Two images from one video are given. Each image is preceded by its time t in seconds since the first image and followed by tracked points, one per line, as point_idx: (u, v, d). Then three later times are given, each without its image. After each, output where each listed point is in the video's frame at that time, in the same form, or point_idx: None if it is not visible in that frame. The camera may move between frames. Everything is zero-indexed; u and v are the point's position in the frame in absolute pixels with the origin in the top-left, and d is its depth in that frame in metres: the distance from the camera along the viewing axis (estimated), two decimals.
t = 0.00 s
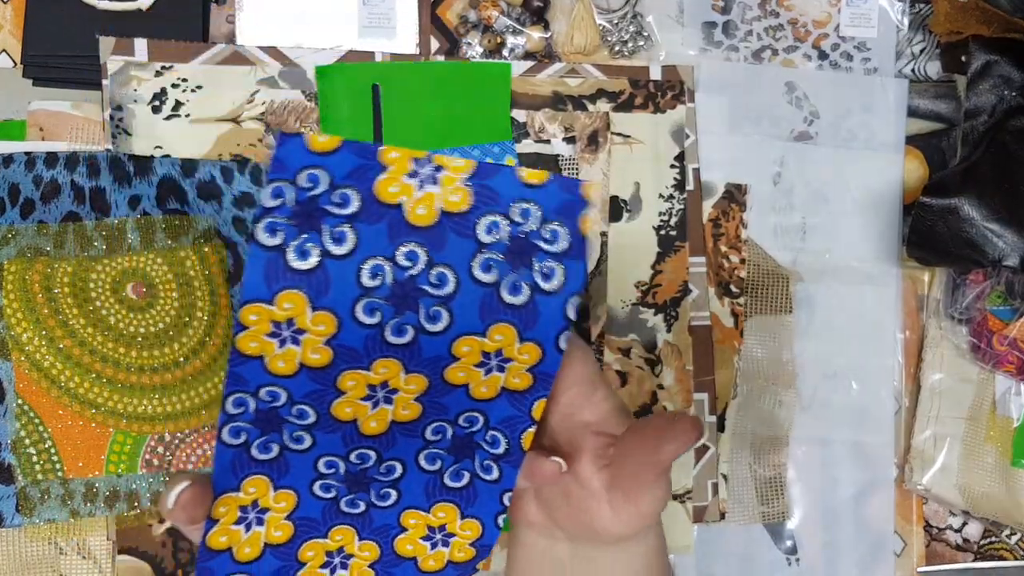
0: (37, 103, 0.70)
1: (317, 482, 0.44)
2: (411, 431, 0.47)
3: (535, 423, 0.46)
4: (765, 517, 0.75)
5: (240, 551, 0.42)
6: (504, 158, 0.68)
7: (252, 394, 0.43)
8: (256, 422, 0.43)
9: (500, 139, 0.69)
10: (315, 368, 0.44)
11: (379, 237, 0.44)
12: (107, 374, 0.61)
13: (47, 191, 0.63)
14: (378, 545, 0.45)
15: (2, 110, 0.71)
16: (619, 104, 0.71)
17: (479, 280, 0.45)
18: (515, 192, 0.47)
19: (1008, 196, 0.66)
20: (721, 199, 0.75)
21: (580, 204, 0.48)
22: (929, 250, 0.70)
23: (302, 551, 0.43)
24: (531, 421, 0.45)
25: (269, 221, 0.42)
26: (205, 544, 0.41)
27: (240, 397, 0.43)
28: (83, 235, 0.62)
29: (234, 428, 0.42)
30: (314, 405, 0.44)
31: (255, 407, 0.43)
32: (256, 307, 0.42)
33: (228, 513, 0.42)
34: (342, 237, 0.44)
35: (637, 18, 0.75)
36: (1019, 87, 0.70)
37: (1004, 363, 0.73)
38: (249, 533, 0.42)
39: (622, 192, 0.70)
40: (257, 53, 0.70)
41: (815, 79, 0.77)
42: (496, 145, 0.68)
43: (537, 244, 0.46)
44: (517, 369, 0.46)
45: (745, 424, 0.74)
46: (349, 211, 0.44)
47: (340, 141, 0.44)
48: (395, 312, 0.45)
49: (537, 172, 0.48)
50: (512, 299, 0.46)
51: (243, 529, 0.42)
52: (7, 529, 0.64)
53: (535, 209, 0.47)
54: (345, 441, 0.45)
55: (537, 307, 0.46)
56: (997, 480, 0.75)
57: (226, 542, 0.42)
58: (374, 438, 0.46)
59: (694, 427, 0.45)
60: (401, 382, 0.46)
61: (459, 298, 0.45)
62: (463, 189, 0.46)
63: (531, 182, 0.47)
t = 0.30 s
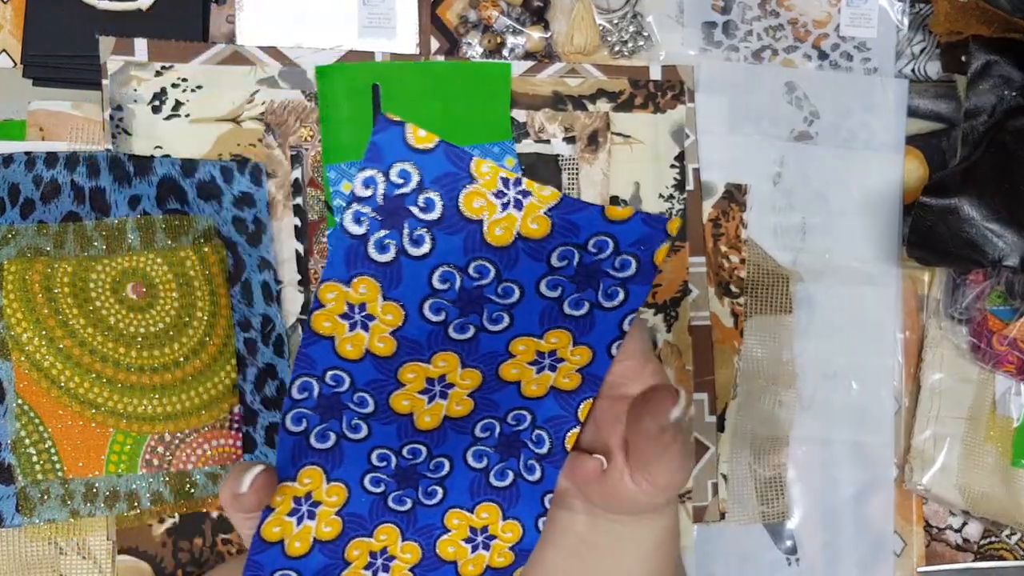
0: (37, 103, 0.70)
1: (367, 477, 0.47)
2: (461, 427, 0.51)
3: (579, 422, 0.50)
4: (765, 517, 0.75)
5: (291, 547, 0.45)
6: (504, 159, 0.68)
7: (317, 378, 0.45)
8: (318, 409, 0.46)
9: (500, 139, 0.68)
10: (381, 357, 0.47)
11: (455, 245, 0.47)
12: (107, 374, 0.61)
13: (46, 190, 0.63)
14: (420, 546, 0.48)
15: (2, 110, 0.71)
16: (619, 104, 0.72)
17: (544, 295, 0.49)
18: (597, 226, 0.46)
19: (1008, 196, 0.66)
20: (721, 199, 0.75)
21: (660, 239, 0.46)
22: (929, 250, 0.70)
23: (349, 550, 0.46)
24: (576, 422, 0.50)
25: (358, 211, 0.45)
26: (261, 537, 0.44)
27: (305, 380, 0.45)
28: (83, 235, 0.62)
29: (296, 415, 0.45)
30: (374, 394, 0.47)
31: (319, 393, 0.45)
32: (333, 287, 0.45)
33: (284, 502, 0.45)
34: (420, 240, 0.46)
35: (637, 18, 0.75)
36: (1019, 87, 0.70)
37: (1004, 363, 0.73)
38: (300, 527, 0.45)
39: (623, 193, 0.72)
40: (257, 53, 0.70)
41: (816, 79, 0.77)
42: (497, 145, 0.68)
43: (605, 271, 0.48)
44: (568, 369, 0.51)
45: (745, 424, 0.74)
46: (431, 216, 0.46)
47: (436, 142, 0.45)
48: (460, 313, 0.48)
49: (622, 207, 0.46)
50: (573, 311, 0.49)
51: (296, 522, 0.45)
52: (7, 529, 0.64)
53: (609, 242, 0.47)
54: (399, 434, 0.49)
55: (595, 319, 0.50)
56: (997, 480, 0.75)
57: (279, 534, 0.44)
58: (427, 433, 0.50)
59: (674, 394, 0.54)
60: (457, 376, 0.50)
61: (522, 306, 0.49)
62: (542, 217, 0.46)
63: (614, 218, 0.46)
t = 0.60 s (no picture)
0: (38, 103, 0.70)
1: (384, 475, 0.44)
2: (483, 426, 0.48)
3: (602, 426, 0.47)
4: (765, 517, 0.75)
5: (302, 536, 0.40)
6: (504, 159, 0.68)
7: (339, 385, 0.42)
8: (338, 415, 0.43)
9: (500, 140, 0.69)
10: (409, 358, 0.44)
11: (494, 253, 0.42)
12: (107, 374, 0.61)
13: (46, 190, 0.63)
14: (431, 540, 0.45)
15: (2, 110, 0.71)
16: (619, 104, 0.72)
17: (577, 303, 0.44)
18: (637, 240, 0.40)
19: (1008, 196, 0.66)
20: (721, 199, 0.75)
21: (699, 262, 0.41)
22: (929, 250, 0.70)
23: (359, 543, 0.42)
24: (595, 425, 0.47)
25: (397, 215, 0.40)
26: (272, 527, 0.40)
27: (328, 388, 0.42)
28: (83, 235, 0.62)
29: (317, 420, 0.42)
30: (398, 396, 0.45)
31: (341, 399, 0.43)
32: (366, 292, 0.41)
33: (296, 497, 0.41)
34: (459, 245, 0.42)
35: (637, 18, 0.75)
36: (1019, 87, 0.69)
37: (1003, 363, 0.73)
38: (312, 519, 0.41)
39: (623, 192, 0.72)
40: (257, 53, 0.70)
41: (816, 79, 0.77)
42: (497, 145, 0.68)
43: (640, 288, 0.42)
44: (591, 373, 0.48)
45: (745, 424, 0.74)
46: (472, 221, 0.41)
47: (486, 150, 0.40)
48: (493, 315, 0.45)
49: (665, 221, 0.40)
50: (605, 319, 0.45)
51: (309, 514, 0.41)
52: (7, 529, 0.64)
53: (648, 261, 0.41)
54: (420, 432, 0.46)
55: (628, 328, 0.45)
56: (997, 481, 0.75)
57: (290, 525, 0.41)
58: (447, 430, 0.47)
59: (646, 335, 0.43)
60: (483, 376, 0.47)
61: (555, 312, 0.45)
62: (584, 229, 0.41)
63: (654, 234, 0.40)
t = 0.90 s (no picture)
0: (38, 103, 0.70)
1: (422, 425, 0.48)
2: (534, 393, 0.51)
3: (647, 409, 0.53)
4: (765, 517, 0.75)
5: (325, 466, 0.46)
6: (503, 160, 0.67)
7: (407, 320, 0.43)
8: (396, 349, 0.44)
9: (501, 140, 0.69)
10: (481, 301, 0.45)
11: (595, 206, 0.43)
12: (107, 374, 0.61)
13: (47, 190, 0.63)
14: (450, 506, 0.53)
15: (2, 110, 0.71)
16: (618, 104, 0.72)
17: (660, 275, 0.46)
18: (734, 217, 0.43)
19: (1008, 196, 0.66)
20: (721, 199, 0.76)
21: (786, 250, 0.44)
22: (929, 250, 0.70)
23: (377, 491, 0.49)
24: (644, 409, 0.53)
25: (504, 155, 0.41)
26: (300, 448, 0.45)
27: (394, 320, 0.43)
28: (82, 235, 0.62)
29: (373, 349, 0.43)
30: (459, 338, 0.46)
31: (403, 333, 0.44)
32: (458, 230, 0.41)
33: (331, 420, 0.44)
34: (560, 196, 0.42)
35: (637, 18, 0.75)
36: (1019, 88, 0.69)
37: (1004, 363, 0.73)
38: (340, 451, 0.46)
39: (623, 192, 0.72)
40: (257, 53, 0.70)
41: (816, 79, 0.77)
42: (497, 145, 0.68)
43: (725, 267, 0.45)
44: (649, 353, 0.51)
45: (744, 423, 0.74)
46: (577, 174, 0.42)
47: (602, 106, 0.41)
48: (575, 272, 0.46)
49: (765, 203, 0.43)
50: (680, 296, 0.47)
51: (339, 446, 0.46)
52: (7, 529, 0.64)
53: (739, 242, 0.44)
54: (471, 382, 0.49)
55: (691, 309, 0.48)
56: (997, 481, 0.75)
57: (316, 448, 0.45)
58: (497, 388, 0.50)
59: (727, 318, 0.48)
60: (546, 336, 0.49)
61: (633, 281, 0.46)
62: (687, 200, 0.42)
63: (753, 215, 0.43)
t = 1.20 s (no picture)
0: (38, 103, 0.69)
1: (447, 359, 0.49)
2: (564, 350, 0.50)
3: (671, 394, 0.50)
4: (765, 517, 0.75)
5: (343, 379, 0.47)
6: (503, 159, 0.68)
7: (467, 236, 0.46)
8: (447, 268, 0.46)
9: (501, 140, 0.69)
10: (543, 236, 0.46)
11: (677, 160, 0.44)
12: (107, 374, 0.61)
13: (47, 190, 0.63)
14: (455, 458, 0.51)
15: (3, 110, 0.71)
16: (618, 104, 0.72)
17: (720, 249, 0.46)
18: (804, 209, 0.44)
19: (1007, 196, 0.66)
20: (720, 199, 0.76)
21: (847, 255, 0.45)
22: (929, 250, 0.70)
23: (387, 423, 0.49)
24: (669, 392, 0.50)
25: (604, 93, 0.44)
26: (325, 351, 0.47)
27: (455, 232, 0.46)
28: (82, 235, 0.62)
29: (424, 259, 0.46)
30: (510, 271, 0.47)
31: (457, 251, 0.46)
32: (541, 152, 0.44)
33: (362, 328, 0.47)
34: (648, 143, 0.44)
35: (637, 17, 0.75)
36: (1019, 88, 0.69)
37: (1004, 363, 0.73)
38: (363, 364, 0.47)
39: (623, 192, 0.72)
40: (257, 53, 0.70)
41: (815, 79, 0.77)
42: (497, 145, 0.68)
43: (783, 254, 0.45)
44: (684, 336, 0.49)
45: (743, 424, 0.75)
46: (671, 127, 0.44)
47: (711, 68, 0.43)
48: (639, 228, 0.46)
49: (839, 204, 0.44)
50: (732, 278, 0.47)
51: (363, 359, 0.47)
52: (7, 529, 0.64)
53: (804, 227, 0.44)
54: (508, 322, 0.49)
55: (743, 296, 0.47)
56: (997, 481, 0.74)
57: (342, 354, 0.47)
58: (534, 334, 0.49)
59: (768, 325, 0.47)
60: (592, 292, 0.48)
61: (693, 249, 0.46)
62: (765, 177, 0.44)
63: (826, 213, 0.44)
